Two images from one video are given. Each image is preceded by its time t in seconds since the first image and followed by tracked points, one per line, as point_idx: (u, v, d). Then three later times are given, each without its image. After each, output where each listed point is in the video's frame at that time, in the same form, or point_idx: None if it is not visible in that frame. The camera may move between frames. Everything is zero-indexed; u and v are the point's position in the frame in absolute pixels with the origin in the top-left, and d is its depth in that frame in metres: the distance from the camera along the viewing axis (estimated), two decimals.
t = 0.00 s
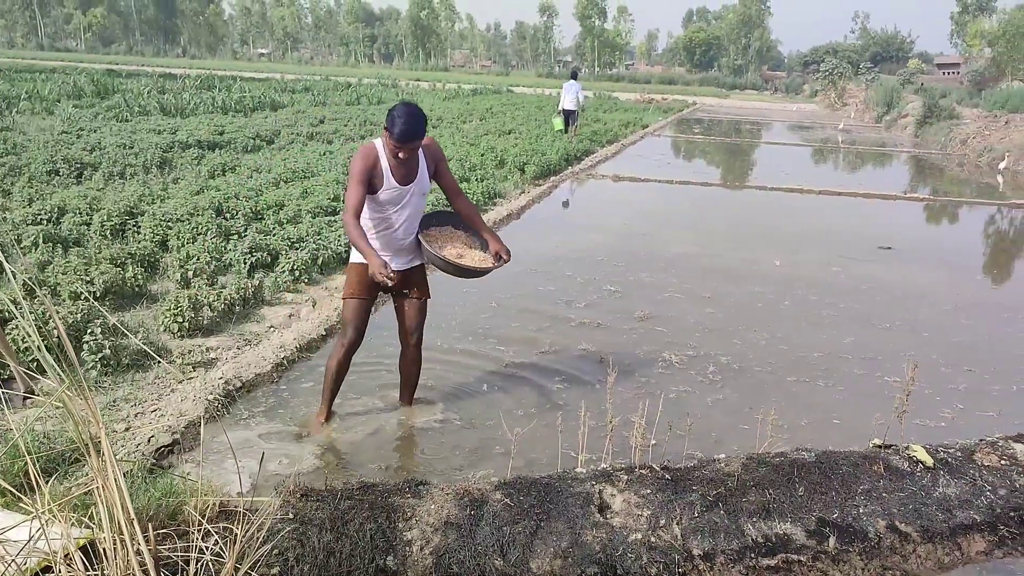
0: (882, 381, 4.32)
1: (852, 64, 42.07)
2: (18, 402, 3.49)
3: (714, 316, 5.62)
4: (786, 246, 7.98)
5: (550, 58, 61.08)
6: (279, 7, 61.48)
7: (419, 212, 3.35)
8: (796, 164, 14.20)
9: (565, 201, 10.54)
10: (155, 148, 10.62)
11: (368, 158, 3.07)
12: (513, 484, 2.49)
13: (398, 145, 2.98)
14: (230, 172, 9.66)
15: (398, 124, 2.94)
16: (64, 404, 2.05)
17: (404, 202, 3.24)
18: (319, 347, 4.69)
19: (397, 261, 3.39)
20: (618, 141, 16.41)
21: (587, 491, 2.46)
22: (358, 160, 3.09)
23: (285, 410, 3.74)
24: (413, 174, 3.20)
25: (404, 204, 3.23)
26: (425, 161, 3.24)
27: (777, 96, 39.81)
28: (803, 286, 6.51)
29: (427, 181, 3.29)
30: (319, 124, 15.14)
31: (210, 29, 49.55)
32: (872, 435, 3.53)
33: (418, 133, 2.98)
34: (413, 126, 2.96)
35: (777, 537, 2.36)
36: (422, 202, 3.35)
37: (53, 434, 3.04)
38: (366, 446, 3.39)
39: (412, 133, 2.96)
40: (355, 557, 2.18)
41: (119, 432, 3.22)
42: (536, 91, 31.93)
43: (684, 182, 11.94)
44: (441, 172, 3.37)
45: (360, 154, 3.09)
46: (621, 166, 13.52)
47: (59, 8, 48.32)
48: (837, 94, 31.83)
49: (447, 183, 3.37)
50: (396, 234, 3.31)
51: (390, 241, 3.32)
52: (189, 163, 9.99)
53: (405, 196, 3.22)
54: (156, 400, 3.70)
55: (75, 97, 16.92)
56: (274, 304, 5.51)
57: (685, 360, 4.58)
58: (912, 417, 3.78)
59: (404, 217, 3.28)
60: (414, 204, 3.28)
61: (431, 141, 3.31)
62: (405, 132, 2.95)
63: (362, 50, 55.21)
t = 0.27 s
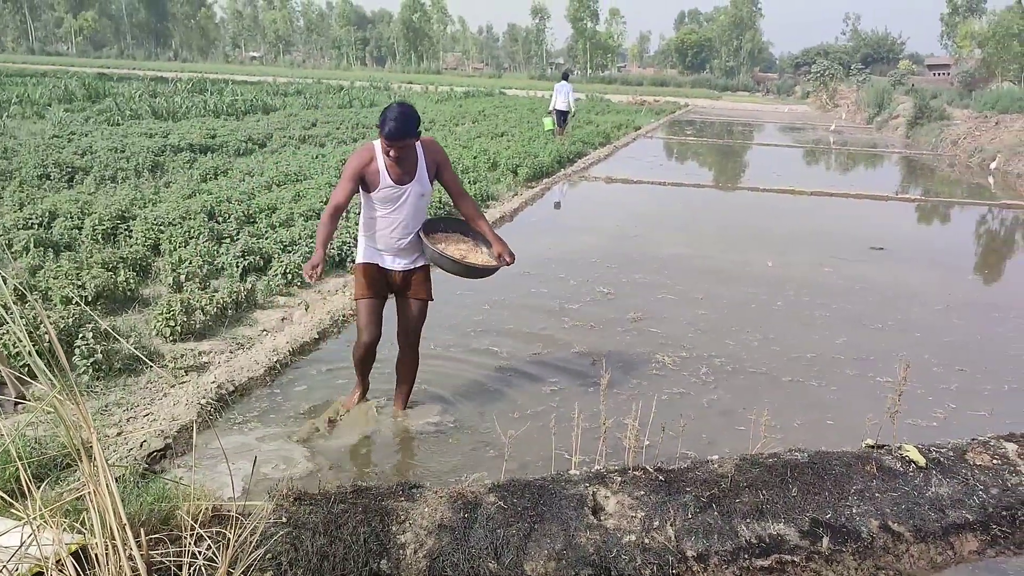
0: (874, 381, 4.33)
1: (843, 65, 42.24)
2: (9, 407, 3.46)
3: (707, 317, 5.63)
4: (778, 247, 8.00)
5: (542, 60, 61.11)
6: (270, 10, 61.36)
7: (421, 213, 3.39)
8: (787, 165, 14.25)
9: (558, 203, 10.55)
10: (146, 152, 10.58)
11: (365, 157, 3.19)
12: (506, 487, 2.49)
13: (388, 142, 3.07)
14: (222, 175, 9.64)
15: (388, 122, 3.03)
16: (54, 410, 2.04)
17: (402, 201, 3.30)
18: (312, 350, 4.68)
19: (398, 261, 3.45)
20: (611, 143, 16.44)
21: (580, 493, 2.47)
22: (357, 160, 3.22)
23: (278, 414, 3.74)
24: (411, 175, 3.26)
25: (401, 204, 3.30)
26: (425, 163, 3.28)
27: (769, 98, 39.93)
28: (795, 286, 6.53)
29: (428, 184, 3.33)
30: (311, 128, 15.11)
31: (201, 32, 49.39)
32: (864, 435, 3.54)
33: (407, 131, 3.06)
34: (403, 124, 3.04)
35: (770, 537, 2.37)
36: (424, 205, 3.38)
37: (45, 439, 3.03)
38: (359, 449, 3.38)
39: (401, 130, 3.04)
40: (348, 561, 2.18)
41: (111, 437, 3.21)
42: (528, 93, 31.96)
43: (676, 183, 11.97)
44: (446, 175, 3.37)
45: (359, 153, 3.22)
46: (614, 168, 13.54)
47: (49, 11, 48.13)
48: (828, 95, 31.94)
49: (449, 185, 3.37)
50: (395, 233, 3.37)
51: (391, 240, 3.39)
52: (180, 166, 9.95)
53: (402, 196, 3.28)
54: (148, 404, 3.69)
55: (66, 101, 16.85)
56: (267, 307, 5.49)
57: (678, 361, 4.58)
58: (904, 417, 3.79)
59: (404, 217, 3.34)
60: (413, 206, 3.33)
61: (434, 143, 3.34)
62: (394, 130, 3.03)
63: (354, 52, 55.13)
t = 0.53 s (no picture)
0: (868, 383, 4.34)
1: (837, 68, 42.39)
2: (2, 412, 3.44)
3: (701, 319, 5.64)
4: (773, 249, 8.02)
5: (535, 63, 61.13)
6: (263, 14, 61.28)
7: (414, 214, 3.38)
8: (780, 167, 14.29)
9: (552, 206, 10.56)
10: (140, 156, 10.55)
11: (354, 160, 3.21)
12: (502, 490, 2.49)
13: (371, 143, 3.06)
14: (215, 180, 9.62)
15: (370, 123, 3.02)
16: (49, 418, 2.02)
17: (392, 202, 3.30)
18: (307, 354, 4.67)
19: (395, 263, 3.46)
20: (605, 146, 16.46)
21: (576, 496, 2.47)
22: (348, 162, 3.24)
23: (272, 418, 3.73)
24: (400, 175, 3.26)
25: (392, 206, 3.31)
26: (414, 164, 3.27)
27: (762, 100, 40.03)
28: (789, 288, 6.54)
29: (418, 184, 3.32)
30: (305, 132, 15.10)
31: (194, 36, 49.25)
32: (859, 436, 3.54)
33: (391, 131, 3.05)
34: (385, 124, 3.03)
35: (765, 539, 2.37)
36: (417, 206, 3.38)
37: (38, 445, 3.01)
38: (354, 453, 3.37)
39: (383, 131, 3.02)
40: (344, 565, 2.17)
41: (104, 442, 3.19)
42: (522, 96, 31.97)
43: (670, 185, 11.99)
44: (437, 175, 3.36)
45: (350, 156, 3.24)
46: (608, 171, 13.55)
47: (42, 15, 47.96)
48: (821, 97, 32.06)
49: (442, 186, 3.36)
50: (389, 235, 3.38)
51: (386, 242, 3.40)
52: (174, 171, 9.93)
53: (392, 197, 3.28)
54: (142, 409, 3.67)
55: (59, 106, 16.80)
56: (261, 311, 5.48)
57: (673, 363, 4.59)
58: (899, 419, 3.80)
59: (396, 219, 3.35)
60: (404, 206, 3.33)
61: (425, 143, 3.33)
62: (377, 131, 3.02)
63: (348, 56, 55.09)
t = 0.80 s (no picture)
0: (865, 385, 4.35)
1: (832, 70, 42.49)
2: None
3: (698, 321, 5.65)
4: (770, 251, 8.03)
5: (531, 67, 61.21)
6: (259, 18, 61.30)
7: (407, 219, 3.40)
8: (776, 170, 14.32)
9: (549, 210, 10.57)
10: (137, 161, 10.55)
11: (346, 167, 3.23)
12: (500, 495, 2.49)
13: (361, 148, 3.08)
14: (212, 185, 9.61)
15: (360, 128, 3.04)
16: (47, 425, 2.03)
17: (385, 207, 3.31)
18: (305, 358, 4.67)
19: (392, 267, 3.47)
20: (602, 150, 16.48)
21: (574, 500, 2.47)
22: (339, 170, 3.27)
23: (270, 422, 3.72)
24: (392, 180, 3.28)
25: (386, 211, 3.32)
26: (405, 168, 3.29)
27: (758, 103, 40.14)
28: (785, 291, 6.56)
29: (410, 188, 3.34)
30: (302, 136, 15.10)
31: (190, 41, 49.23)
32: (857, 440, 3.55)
33: (380, 135, 3.06)
34: (375, 128, 3.05)
35: (763, 542, 2.37)
36: (410, 210, 3.39)
37: (35, 451, 3.01)
38: (352, 457, 3.37)
39: (372, 136, 3.04)
40: (343, 570, 2.17)
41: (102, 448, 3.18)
42: (518, 100, 32.01)
43: (667, 189, 12.01)
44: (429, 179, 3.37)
45: (341, 163, 3.26)
46: (604, 174, 13.58)
47: (37, 21, 47.92)
48: (816, 100, 32.15)
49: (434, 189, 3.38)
50: (384, 240, 3.40)
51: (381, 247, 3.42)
52: (171, 176, 9.92)
53: (385, 202, 3.30)
54: (139, 414, 3.67)
55: (55, 111, 16.79)
56: (258, 316, 5.47)
57: (671, 366, 4.60)
58: (897, 421, 3.81)
59: (390, 224, 3.36)
60: (397, 211, 3.34)
61: (416, 147, 3.35)
62: (366, 136, 3.04)
63: (343, 60, 55.09)
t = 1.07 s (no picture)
0: (864, 387, 4.36)
1: (827, 74, 42.61)
2: None
3: (696, 325, 5.65)
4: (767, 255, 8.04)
5: (528, 71, 61.33)
6: (256, 23, 61.33)
7: (401, 222, 3.40)
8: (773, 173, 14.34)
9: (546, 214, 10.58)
10: (134, 166, 10.54)
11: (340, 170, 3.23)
12: (499, 499, 2.49)
13: (356, 152, 3.08)
14: (209, 189, 9.61)
15: (354, 131, 3.04)
16: (47, 430, 2.03)
17: (379, 211, 3.32)
18: (303, 363, 4.66)
19: (384, 271, 3.47)
20: (599, 153, 16.51)
21: (574, 504, 2.47)
22: (333, 173, 3.26)
23: (268, 428, 3.72)
24: (386, 183, 3.27)
25: (379, 215, 3.32)
26: (400, 172, 3.29)
27: (754, 106, 40.24)
28: (783, 294, 6.56)
29: (404, 192, 3.34)
30: (299, 141, 15.11)
31: (186, 46, 49.24)
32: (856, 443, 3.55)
33: (374, 139, 3.06)
34: (369, 132, 3.05)
35: (763, 546, 2.37)
36: (403, 214, 3.40)
37: (33, 457, 3.00)
38: (350, 463, 3.37)
39: (366, 139, 3.04)
40: None
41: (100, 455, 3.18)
42: (515, 104, 32.05)
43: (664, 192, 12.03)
44: (422, 183, 3.37)
45: (335, 167, 3.26)
46: (601, 178, 13.59)
47: (33, 26, 47.90)
48: (812, 103, 32.24)
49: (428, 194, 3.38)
50: (377, 244, 3.40)
51: (374, 251, 3.42)
52: (168, 181, 9.92)
53: (379, 206, 3.30)
54: (137, 421, 3.66)
55: (51, 116, 16.77)
56: (256, 321, 5.47)
57: (669, 370, 4.60)
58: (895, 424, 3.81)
59: (383, 227, 3.36)
60: (391, 214, 3.35)
61: (410, 150, 3.35)
62: (361, 139, 3.04)
63: (340, 65, 55.13)
